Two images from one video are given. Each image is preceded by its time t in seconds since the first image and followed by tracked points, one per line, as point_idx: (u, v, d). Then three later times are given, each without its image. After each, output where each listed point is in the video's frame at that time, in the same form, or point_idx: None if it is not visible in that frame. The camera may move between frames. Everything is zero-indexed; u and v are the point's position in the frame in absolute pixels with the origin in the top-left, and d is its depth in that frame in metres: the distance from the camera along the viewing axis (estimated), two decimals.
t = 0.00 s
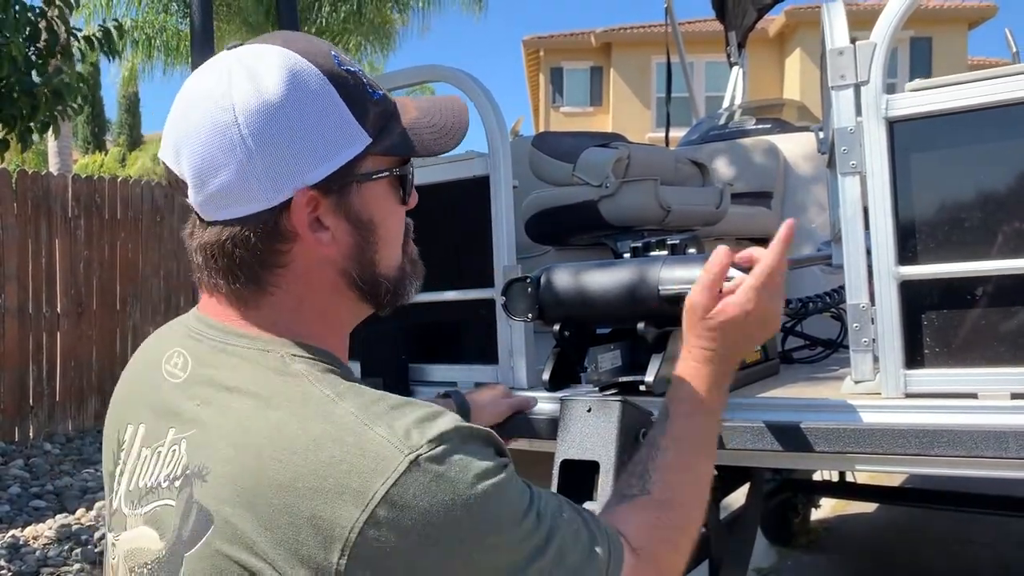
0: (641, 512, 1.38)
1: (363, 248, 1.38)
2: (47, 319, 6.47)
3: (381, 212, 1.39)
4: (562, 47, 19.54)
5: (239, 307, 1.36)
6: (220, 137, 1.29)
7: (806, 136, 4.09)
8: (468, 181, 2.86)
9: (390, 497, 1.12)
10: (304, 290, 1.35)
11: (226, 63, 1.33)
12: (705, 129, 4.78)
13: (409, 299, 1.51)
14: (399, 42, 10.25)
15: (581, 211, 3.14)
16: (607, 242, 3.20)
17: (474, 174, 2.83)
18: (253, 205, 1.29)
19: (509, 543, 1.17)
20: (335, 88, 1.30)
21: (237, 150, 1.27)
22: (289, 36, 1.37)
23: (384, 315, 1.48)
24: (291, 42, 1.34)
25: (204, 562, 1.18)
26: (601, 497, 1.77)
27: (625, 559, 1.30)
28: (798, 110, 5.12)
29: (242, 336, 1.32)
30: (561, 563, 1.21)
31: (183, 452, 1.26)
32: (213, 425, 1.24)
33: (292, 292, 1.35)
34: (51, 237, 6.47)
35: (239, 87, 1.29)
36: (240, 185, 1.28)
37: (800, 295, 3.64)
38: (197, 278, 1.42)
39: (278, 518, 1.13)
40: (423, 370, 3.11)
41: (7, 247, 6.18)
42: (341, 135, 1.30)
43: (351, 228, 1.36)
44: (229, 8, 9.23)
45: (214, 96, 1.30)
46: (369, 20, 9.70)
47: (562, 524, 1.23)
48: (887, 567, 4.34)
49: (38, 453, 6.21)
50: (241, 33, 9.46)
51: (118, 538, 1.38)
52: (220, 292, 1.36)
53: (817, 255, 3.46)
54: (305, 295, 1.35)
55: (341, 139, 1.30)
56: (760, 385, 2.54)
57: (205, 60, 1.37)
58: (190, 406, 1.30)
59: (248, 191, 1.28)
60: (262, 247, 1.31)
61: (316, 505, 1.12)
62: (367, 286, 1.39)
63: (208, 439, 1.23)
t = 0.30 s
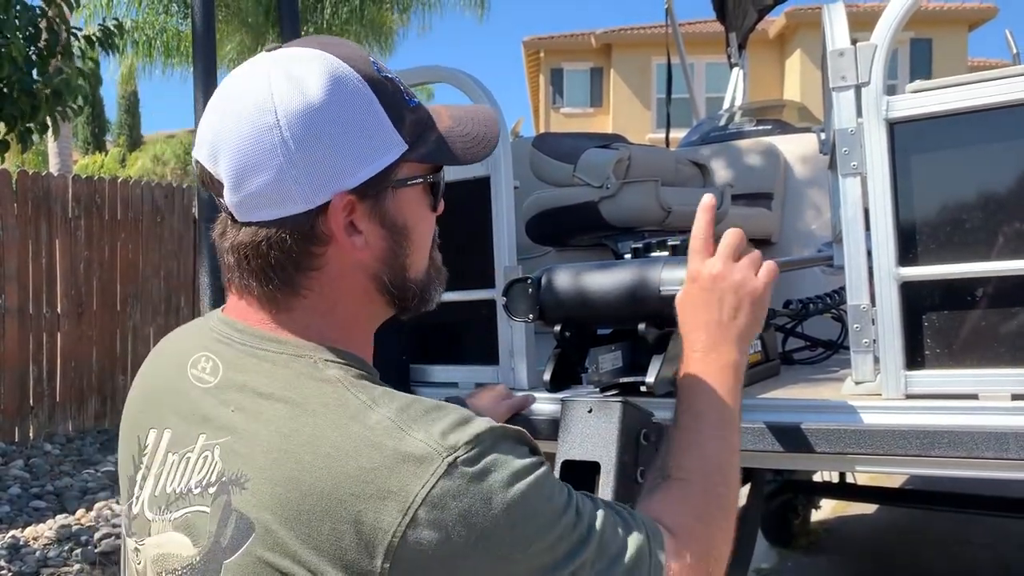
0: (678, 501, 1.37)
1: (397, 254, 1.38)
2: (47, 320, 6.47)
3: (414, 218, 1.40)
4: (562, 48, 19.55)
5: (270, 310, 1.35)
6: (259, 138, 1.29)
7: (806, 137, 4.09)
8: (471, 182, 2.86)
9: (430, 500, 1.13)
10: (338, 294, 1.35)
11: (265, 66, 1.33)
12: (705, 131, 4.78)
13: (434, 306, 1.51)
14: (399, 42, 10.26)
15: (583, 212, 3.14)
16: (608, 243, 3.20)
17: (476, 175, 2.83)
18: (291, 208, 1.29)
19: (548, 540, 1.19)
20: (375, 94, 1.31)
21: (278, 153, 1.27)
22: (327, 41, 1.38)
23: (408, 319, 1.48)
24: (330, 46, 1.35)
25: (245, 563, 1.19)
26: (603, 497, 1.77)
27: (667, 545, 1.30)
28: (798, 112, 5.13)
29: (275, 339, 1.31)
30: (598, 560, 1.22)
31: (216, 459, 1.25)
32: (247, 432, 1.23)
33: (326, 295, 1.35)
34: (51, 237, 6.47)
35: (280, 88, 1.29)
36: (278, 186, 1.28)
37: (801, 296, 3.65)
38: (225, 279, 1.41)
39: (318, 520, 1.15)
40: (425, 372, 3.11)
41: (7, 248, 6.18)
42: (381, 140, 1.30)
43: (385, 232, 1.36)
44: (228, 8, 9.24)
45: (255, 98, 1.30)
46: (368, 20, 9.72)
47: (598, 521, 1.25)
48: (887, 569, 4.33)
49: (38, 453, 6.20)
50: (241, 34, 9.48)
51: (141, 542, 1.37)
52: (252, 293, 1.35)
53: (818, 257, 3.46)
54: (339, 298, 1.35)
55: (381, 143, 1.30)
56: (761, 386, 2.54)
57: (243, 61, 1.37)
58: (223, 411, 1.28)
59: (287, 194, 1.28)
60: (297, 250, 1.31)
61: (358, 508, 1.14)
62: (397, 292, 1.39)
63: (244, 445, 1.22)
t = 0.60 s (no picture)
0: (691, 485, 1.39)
1: (414, 255, 1.38)
2: (49, 321, 6.47)
3: (431, 220, 1.40)
4: (563, 50, 19.57)
5: (288, 311, 1.35)
6: (280, 140, 1.29)
7: (808, 138, 4.10)
8: (474, 183, 2.86)
9: (455, 498, 1.14)
10: (358, 295, 1.35)
11: (286, 69, 1.34)
12: (706, 132, 4.78)
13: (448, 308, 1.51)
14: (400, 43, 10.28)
15: (586, 214, 3.14)
16: (609, 244, 3.20)
17: (479, 176, 2.83)
18: (311, 209, 1.29)
19: (571, 533, 1.20)
20: (393, 97, 1.31)
21: (299, 155, 1.28)
22: (344, 44, 1.39)
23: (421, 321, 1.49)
24: (348, 50, 1.36)
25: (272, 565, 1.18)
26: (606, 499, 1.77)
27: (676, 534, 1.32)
28: (799, 113, 5.13)
29: (292, 339, 1.31)
30: (617, 551, 1.22)
31: (238, 460, 1.24)
32: (270, 432, 1.22)
33: (346, 296, 1.35)
34: (52, 239, 6.48)
35: (301, 91, 1.30)
36: (299, 188, 1.28)
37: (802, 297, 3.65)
38: (243, 280, 1.41)
39: (344, 519, 1.15)
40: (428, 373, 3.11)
41: (10, 249, 6.19)
42: (400, 142, 1.31)
43: (403, 234, 1.37)
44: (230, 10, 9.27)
45: (275, 101, 1.30)
46: (370, 22, 9.74)
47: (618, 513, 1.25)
48: (889, 571, 4.33)
49: (40, 454, 6.20)
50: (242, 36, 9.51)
51: (153, 546, 1.36)
52: (272, 294, 1.35)
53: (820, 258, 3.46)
54: (359, 299, 1.35)
55: (400, 145, 1.31)
56: (763, 388, 2.54)
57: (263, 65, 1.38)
58: (244, 412, 1.27)
59: (308, 195, 1.28)
60: (317, 252, 1.31)
61: (383, 507, 1.14)
62: (414, 293, 1.39)
63: (267, 446, 1.21)
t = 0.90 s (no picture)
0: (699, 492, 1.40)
1: (414, 257, 1.38)
2: (52, 324, 6.47)
3: (431, 221, 1.40)
4: (565, 53, 19.60)
5: (289, 314, 1.35)
6: (278, 144, 1.29)
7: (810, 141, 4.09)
8: (475, 186, 2.86)
9: (460, 495, 1.13)
10: (358, 297, 1.35)
11: (283, 73, 1.34)
12: (708, 135, 4.78)
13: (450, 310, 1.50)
14: (402, 46, 10.31)
15: (588, 217, 3.14)
16: (612, 247, 3.19)
17: (480, 179, 2.83)
18: (310, 212, 1.29)
19: (576, 530, 1.20)
20: (391, 99, 1.31)
21: (298, 158, 1.28)
22: (342, 47, 1.38)
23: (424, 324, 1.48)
24: (345, 53, 1.36)
25: (277, 565, 1.18)
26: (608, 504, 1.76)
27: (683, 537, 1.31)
28: (803, 116, 5.12)
29: (294, 340, 1.30)
30: (620, 548, 1.22)
31: (242, 462, 1.23)
32: (274, 434, 1.21)
33: (347, 298, 1.34)
34: (55, 242, 6.48)
35: (298, 95, 1.29)
36: (298, 192, 1.28)
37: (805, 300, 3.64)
38: (244, 284, 1.41)
39: (349, 517, 1.14)
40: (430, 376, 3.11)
41: (13, 252, 6.20)
42: (398, 144, 1.31)
43: (403, 235, 1.36)
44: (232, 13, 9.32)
45: (273, 105, 1.30)
46: (373, 25, 9.78)
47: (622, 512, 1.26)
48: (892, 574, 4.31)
49: (43, 457, 6.19)
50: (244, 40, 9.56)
51: (155, 550, 1.36)
52: (273, 298, 1.35)
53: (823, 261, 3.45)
54: (360, 301, 1.35)
55: (399, 147, 1.31)
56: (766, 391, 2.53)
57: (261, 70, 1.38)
58: (248, 415, 1.26)
59: (307, 199, 1.28)
60: (317, 255, 1.31)
61: (388, 505, 1.13)
62: (415, 295, 1.38)
63: (270, 447, 1.21)
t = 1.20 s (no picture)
0: (710, 501, 1.38)
1: (418, 259, 1.38)
2: (55, 326, 6.47)
3: (436, 224, 1.40)
4: (569, 55, 19.61)
5: (295, 314, 1.35)
6: (285, 145, 1.28)
7: (814, 143, 4.09)
8: (479, 188, 2.86)
9: (465, 499, 1.13)
10: (364, 299, 1.34)
11: (292, 73, 1.33)
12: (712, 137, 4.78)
13: (454, 313, 1.49)
14: (405, 48, 10.33)
15: (592, 219, 3.14)
16: (616, 249, 3.18)
17: (484, 181, 2.83)
18: (317, 213, 1.28)
19: (582, 536, 1.19)
20: (400, 101, 1.31)
21: (306, 159, 1.27)
22: (351, 49, 1.38)
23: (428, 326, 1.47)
24: (353, 54, 1.36)
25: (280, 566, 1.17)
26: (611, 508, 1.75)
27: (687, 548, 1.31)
28: (806, 118, 5.11)
29: (303, 339, 1.30)
30: (626, 558, 1.22)
31: (247, 462, 1.23)
32: (280, 433, 1.21)
33: (353, 300, 1.34)
34: (58, 244, 6.48)
35: (307, 96, 1.29)
36: (305, 193, 1.28)
37: (810, 303, 3.63)
38: (251, 284, 1.41)
39: (352, 520, 1.14)
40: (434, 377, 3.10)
41: (16, 255, 6.20)
42: (406, 146, 1.30)
43: (408, 237, 1.36)
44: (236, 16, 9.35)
45: (282, 105, 1.30)
46: (377, 27, 9.80)
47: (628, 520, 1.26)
48: None
49: (46, 459, 6.19)
50: (248, 43, 9.58)
51: (160, 549, 1.35)
52: (281, 298, 1.34)
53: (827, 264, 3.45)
54: (365, 303, 1.35)
55: (406, 149, 1.30)
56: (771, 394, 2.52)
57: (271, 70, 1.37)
58: (254, 414, 1.26)
59: (314, 200, 1.28)
60: (323, 256, 1.31)
61: (392, 507, 1.13)
62: (421, 297, 1.38)
63: (278, 447, 1.20)
